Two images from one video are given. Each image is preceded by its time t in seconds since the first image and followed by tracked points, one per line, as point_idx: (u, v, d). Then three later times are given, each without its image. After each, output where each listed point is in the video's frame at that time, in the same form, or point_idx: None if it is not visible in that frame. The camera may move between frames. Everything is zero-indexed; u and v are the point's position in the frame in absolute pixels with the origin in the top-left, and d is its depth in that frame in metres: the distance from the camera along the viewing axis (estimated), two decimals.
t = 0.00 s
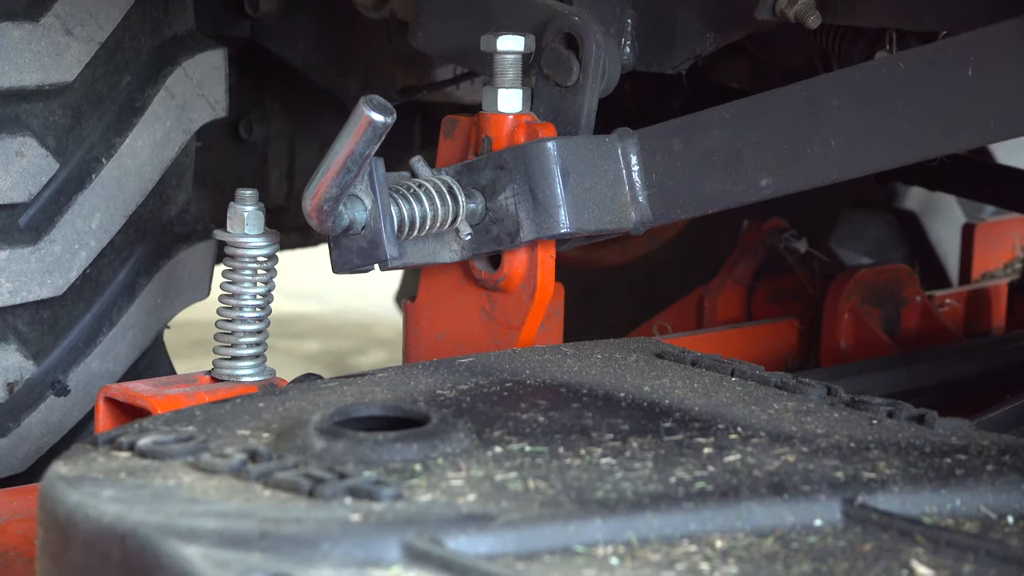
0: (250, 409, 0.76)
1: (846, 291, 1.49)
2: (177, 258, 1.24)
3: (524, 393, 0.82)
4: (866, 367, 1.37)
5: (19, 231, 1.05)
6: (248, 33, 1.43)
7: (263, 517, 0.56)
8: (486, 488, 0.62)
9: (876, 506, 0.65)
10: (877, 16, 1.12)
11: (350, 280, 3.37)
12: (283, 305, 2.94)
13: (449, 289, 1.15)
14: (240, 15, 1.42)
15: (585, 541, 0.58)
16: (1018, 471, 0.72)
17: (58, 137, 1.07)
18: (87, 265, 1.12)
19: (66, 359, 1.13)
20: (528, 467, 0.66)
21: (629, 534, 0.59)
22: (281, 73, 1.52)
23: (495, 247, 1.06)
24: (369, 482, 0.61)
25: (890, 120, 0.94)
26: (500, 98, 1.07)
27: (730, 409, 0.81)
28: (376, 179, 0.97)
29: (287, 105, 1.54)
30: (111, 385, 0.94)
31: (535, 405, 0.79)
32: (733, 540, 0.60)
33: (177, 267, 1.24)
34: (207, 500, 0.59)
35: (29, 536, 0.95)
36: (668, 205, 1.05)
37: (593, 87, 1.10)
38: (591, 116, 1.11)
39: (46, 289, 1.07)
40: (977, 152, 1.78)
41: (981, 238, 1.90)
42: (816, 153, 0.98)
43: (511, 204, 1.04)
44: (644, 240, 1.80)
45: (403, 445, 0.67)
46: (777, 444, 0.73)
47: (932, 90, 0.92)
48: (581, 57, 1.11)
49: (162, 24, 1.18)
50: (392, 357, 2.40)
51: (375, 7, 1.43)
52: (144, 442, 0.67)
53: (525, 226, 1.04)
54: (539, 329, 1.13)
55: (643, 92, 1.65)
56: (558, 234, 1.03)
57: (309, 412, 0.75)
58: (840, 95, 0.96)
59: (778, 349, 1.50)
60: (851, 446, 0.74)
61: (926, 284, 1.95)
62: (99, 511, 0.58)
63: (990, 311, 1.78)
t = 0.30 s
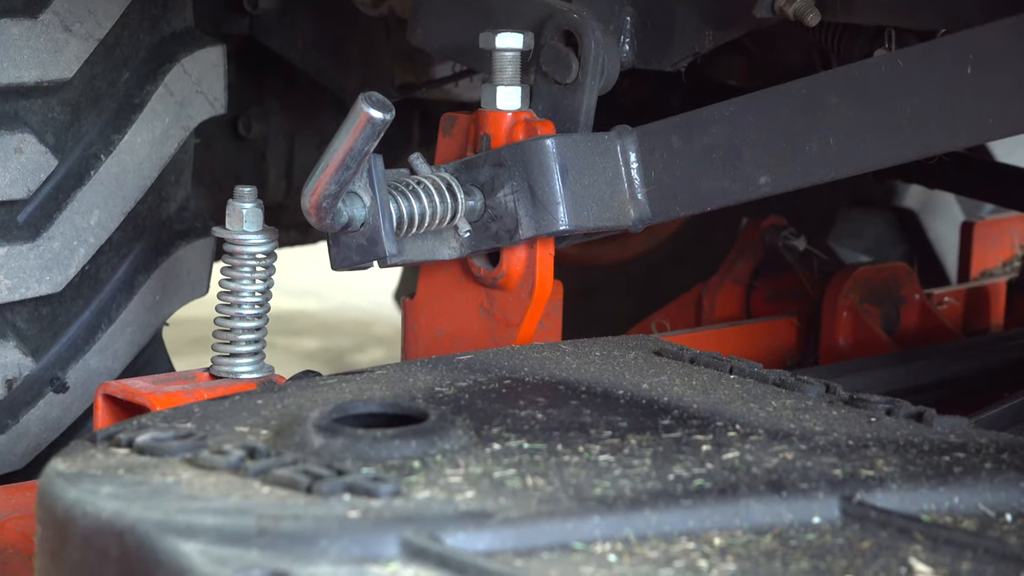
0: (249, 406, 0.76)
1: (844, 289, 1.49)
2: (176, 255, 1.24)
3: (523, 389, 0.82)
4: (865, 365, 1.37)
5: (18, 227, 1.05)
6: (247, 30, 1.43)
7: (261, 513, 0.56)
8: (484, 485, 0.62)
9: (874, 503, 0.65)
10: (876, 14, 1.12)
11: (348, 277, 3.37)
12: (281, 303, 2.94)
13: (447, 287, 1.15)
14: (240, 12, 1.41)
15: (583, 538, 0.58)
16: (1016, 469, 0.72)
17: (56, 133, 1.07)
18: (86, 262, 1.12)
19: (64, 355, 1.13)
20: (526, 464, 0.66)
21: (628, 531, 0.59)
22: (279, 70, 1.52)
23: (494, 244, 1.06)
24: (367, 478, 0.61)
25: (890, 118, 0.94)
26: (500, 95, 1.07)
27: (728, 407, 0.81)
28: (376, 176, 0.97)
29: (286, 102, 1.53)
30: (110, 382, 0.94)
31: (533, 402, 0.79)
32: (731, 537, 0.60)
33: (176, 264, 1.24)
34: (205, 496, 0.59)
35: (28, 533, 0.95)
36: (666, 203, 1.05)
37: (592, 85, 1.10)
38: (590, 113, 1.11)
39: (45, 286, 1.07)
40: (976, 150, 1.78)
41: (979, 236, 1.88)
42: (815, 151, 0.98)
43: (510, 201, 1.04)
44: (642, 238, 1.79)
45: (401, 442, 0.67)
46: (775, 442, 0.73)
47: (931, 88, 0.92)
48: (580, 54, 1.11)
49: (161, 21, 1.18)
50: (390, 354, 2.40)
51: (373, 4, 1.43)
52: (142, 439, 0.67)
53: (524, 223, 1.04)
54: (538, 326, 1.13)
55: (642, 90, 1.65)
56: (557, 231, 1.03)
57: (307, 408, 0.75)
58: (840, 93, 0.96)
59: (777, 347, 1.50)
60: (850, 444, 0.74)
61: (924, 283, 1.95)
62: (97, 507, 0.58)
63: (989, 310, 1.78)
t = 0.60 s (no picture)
0: (248, 405, 0.76)
1: (844, 287, 1.49)
2: (175, 254, 1.24)
3: (523, 388, 0.82)
4: (865, 363, 1.37)
5: (17, 226, 1.05)
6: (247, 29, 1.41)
7: (261, 512, 0.56)
8: (483, 484, 0.62)
9: (874, 501, 0.65)
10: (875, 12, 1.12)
11: (347, 275, 3.37)
12: (281, 301, 2.94)
13: (447, 285, 1.15)
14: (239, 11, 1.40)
15: (582, 536, 0.58)
16: (1016, 467, 0.72)
17: (56, 132, 1.07)
18: (85, 261, 1.12)
19: (64, 355, 1.13)
20: (525, 463, 0.66)
21: (627, 530, 0.59)
22: (279, 68, 1.52)
23: (494, 242, 1.06)
24: (367, 477, 0.61)
25: (889, 116, 0.94)
26: (499, 93, 1.07)
27: (728, 405, 0.81)
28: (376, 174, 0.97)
29: (285, 100, 1.53)
30: (109, 380, 0.94)
31: (532, 401, 0.79)
32: (730, 535, 0.60)
33: (176, 263, 1.24)
34: (204, 495, 0.59)
35: (28, 531, 0.93)
36: (666, 201, 1.05)
37: (592, 83, 1.10)
38: (590, 111, 1.11)
39: (43, 285, 1.07)
40: (976, 148, 1.78)
41: (979, 233, 1.89)
42: (814, 149, 0.98)
43: (510, 199, 1.04)
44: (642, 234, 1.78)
45: (400, 440, 0.67)
46: (775, 440, 0.73)
47: (931, 85, 0.92)
48: (579, 52, 1.11)
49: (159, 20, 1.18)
50: (390, 353, 2.40)
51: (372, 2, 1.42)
52: (142, 437, 0.67)
53: (523, 222, 1.04)
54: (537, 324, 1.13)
55: (642, 88, 1.65)
56: (557, 230, 1.03)
57: (307, 407, 0.75)
58: (839, 91, 0.96)
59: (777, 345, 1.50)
60: (849, 442, 0.74)
61: (924, 280, 1.95)
62: (97, 506, 0.58)
63: (988, 308, 1.78)
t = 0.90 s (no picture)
0: (249, 403, 0.76)
1: (844, 285, 1.49)
2: (175, 254, 1.24)
3: (523, 386, 0.82)
4: (865, 361, 1.37)
5: (18, 226, 1.05)
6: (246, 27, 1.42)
7: (262, 511, 0.56)
8: (484, 482, 0.62)
9: (875, 499, 0.65)
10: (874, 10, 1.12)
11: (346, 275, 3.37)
12: (280, 301, 2.94)
13: (447, 283, 1.15)
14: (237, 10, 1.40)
15: (584, 535, 0.58)
16: (1017, 464, 0.72)
17: (55, 132, 1.07)
18: (85, 261, 1.12)
19: (64, 354, 1.13)
20: (527, 461, 0.66)
21: (628, 528, 0.59)
22: (279, 67, 1.52)
23: (494, 241, 1.06)
24: (368, 475, 0.61)
25: (889, 114, 0.94)
26: (499, 91, 1.07)
27: (728, 403, 0.81)
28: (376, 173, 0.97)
29: (285, 99, 1.53)
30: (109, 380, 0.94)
31: (533, 399, 0.79)
32: (732, 533, 0.60)
33: (176, 262, 1.24)
34: (205, 494, 0.59)
35: (29, 531, 0.94)
36: (666, 199, 1.05)
37: (591, 81, 1.10)
38: (589, 109, 1.11)
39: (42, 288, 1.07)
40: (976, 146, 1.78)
41: (979, 231, 1.89)
42: (814, 147, 0.98)
43: (510, 198, 1.04)
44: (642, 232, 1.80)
45: (401, 439, 0.67)
46: (775, 437, 0.73)
47: (930, 84, 0.92)
48: (579, 50, 1.11)
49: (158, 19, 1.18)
50: (390, 352, 2.40)
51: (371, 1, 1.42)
52: (143, 436, 0.67)
53: (523, 219, 1.04)
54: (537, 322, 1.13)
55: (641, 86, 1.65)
56: (557, 228, 1.03)
57: (307, 406, 0.75)
58: (838, 89, 0.96)
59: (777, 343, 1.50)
60: (850, 439, 0.74)
61: (924, 279, 1.95)
62: (97, 505, 0.58)
63: (988, 305, 1.78)
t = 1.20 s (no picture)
0: (251, 402, 0.76)
1: (845, 284, 1.49)
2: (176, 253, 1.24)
3: (525, 385, 0.82)
4: (867, 359, 1.37)
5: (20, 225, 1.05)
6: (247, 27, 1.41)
7: (264, 510, 0.56)
8: (486, 480, 0.62)
9: (877, 497, 0.65)
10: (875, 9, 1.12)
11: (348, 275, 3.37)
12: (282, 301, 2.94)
13: (448, 283, 1.15)
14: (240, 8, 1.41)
15: (586, 533, 0.58)
16: (1019, 462, 0.72)
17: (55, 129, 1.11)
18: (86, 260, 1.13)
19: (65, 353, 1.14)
20: (528, 459, 0.66)
21: (630, 526, 0.59)
22: (280, 66, 1.52)
23: (495, 239, 1.06)
24: (370, 474, 0.61)
25: (890, 112, 0.94)
26: (500, 91, 1.07)
27: (730, 401, 0.81)
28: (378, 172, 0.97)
29: (286, 100, 1.54)
30: (111, 380, 0.94)
31: (535, 397, 0.79)
32: (734, 531, 0.60)
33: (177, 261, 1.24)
34: (208, 493, 0.59)
35: (29, 529, 0.93)
36: (666, 196, 1.05)
37: (592, 80, 1.10)
38: (591, 109, 1.11)
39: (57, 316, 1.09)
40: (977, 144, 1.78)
41: (980, 231, 1.90)
42: (815, 145, 0.97)
43: (511, 196, 1.04)
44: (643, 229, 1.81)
45: (403, 437, 0.67)
46: (778, 436, 0.73)
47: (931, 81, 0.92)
48: (580, 49, 1.11)
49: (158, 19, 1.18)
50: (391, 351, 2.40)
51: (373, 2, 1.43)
52: (144, 436, 0.67)
53: (525, 218, 1.04)
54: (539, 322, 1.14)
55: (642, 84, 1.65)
56: (558, 227, 1.03)
57: (309, 405, 0.75)
58: (839, 87, 0.96)
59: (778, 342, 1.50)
60: (852, 437, 0.74)
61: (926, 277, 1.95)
62: (100, 504, 0.58)
63: (990, 303, 1.78)
